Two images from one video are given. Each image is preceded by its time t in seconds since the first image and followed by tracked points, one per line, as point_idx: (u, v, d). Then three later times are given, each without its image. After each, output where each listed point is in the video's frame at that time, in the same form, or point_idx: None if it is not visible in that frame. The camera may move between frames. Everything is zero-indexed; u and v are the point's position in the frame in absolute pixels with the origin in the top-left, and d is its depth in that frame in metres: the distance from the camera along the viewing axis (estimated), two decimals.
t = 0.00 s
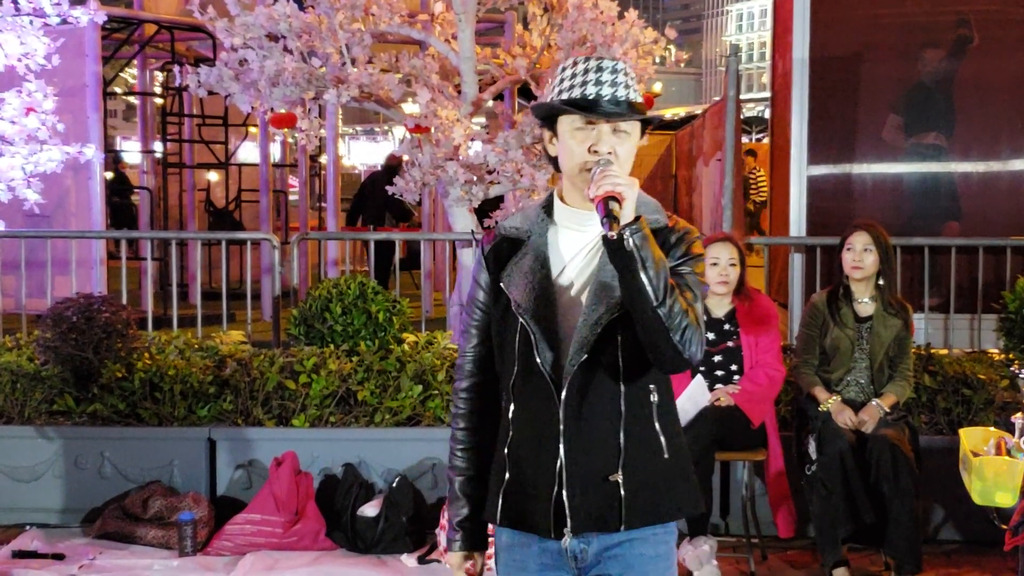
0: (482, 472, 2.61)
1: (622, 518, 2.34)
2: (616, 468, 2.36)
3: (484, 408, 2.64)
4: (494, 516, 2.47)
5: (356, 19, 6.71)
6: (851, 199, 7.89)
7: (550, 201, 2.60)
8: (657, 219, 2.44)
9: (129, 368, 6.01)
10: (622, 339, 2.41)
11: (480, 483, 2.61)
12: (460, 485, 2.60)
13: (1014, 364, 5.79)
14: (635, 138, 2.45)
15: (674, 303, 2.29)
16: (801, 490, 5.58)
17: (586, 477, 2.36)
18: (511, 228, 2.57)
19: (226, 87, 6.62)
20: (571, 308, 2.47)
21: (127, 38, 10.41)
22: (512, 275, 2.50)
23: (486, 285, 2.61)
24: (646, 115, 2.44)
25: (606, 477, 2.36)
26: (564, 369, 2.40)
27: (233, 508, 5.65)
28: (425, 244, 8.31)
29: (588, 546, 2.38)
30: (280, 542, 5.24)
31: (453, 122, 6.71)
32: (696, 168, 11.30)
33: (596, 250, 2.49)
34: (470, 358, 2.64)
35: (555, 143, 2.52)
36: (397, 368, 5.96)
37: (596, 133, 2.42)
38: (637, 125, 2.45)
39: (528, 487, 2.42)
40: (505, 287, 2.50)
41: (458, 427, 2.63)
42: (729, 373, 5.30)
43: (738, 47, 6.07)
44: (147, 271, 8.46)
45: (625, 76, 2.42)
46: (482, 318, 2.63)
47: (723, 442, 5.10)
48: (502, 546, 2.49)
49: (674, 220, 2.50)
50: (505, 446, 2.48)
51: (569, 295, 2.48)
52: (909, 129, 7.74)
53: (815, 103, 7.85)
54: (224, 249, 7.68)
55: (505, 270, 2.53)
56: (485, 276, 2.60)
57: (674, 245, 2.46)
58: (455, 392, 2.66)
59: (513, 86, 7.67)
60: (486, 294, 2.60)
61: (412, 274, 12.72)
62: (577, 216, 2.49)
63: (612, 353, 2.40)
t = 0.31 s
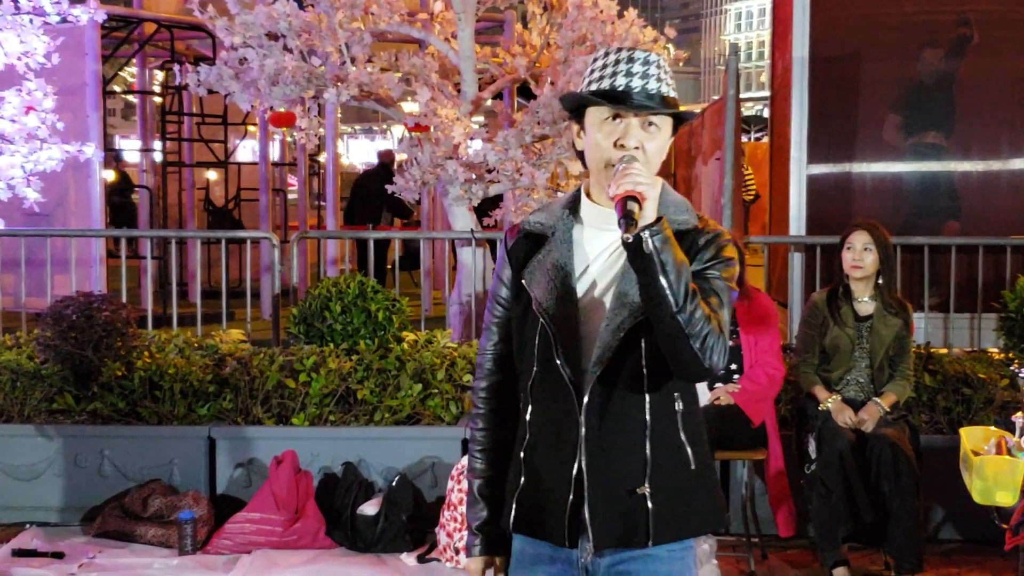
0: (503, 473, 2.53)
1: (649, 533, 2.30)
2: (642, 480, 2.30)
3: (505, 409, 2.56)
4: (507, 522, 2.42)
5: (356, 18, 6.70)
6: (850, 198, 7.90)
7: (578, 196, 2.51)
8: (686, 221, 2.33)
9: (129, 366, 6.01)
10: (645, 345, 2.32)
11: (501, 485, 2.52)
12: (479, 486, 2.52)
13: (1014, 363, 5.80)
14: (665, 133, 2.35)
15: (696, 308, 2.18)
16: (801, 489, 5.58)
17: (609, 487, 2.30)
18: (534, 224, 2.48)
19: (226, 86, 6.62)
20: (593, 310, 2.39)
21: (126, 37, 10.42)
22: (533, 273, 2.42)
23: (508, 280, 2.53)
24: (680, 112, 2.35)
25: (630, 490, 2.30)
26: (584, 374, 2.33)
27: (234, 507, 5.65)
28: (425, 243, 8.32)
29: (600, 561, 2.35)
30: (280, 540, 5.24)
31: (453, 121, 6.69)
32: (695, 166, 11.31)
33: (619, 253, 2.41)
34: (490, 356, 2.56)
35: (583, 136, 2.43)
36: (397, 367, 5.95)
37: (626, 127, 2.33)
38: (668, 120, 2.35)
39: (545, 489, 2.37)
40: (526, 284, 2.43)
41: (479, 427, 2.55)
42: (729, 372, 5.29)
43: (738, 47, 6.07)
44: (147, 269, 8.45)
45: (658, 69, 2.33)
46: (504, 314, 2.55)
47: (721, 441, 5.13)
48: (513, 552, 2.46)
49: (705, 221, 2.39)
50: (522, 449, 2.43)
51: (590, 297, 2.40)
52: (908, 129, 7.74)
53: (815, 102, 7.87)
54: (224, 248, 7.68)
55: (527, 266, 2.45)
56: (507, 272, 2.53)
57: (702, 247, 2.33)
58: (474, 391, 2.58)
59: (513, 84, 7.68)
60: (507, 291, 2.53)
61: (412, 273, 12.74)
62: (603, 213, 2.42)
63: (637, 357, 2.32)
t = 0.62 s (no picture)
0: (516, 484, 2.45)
1: (672, 548, 2.20)
2: (665, 493, 2.21)
3: (518, 418, 2.48)
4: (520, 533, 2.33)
5: (357, 18, 6.70)
6: (850, 198, 7.90)
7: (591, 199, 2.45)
8: (705, 221, 2.27)
9: (129, 366, 6.01)
10: (665, 351, 2.23)
11: (513, 495, 2.45)
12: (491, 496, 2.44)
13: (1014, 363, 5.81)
14: (681, 130, 2.29)
15: (720, 310, 2.06)
16: (802, 490, 5.58)
17: (631, 502, 2.20)
18: (547, 226, 2.42)
19: (226, 86, 6.63)
20: (611, 315, 2.32)
21: (127, 38, 10.44)
22: (548, 276, 2.35)
23: (521, 285, 2.46)
24: (697, 108, 2.28)
25: (653, 504, 2.21)
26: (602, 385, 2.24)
27: (234, 507, 5.66)
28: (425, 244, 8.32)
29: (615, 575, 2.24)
30: (280, 541, 5.24)
31: (454, 121, 6.68)
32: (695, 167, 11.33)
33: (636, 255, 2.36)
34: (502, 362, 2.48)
35: (596, 136, 2.36)
36: (397, 367, 5.95)
37: (643, 124, 2.25)
38: (685, 115, 2.29)
39: (558, 495, 2.28)
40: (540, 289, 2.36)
41: (490, 437, 2.47)
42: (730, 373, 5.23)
43: (738, 47, 6.07)
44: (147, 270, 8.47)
45: (673, 63, 2.26)
46: (517, 319, 2.48)
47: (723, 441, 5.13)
48: (524, 565, 2.37)
49: (725, 222, 2.32)
50: (536, 459, 2.34)
51: (607, 302, 2.34)
52: (909, 129, 7.75)
53: (814, 103, 7.88)
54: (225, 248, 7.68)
55: (541, 270, 2.38)
56: (520, 276, 2.46)
57: (722, 248, 2.26)
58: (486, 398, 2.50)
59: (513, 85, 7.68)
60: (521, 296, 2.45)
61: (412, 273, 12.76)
62: (619, 215, 2.36)
63: (655, 363, 2.23)
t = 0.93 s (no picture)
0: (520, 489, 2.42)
1: (698, 565, 2.17)
2: (687, 510, 2.19)
3: (523, 421, 2.44)
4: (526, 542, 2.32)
5: (355, 20, 6.73)
6: (847, 200, 7.91)
7: (602, 205, 2.42)
8: (717, 230, 2.23)
9: (127, 368, 6.01)
10: (679, 362, 2.20)
11: (517, 500, 2.42)
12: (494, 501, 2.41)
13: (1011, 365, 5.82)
14: (694, 134, 2.24)
15: (735, 323, 2.03)
16: (799, 490, 5.58)
17: (653, 519, 2.17)
18: (557, 230, 2.39)
19: (224, 88, 6.63)
20: (623, 324, 2.30)
21: (124, 39, 10.44)
22: (557, 283, 2.32)
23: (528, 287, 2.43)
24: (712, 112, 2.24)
25: (677, 522, 2.18)
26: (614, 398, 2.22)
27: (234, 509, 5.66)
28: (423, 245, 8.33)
29: None
30: (279, 542, 5.23)
31: (451, 122, 6.68)
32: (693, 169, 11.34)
33: (648, 263, 2.34)
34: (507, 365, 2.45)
35: (606, 141, 2.32)
36: (395, 369, 5.95)
37: (655, 127, 2.21)
38: (698, 118, 2.25)
39: (565, 505, 2.26)
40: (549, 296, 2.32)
41: (494, 441, 2.43)
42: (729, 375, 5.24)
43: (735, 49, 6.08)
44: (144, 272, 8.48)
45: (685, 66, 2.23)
46: (523, 322, 2.44)
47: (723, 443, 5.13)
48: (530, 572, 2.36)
49: (738, 230, 2.28)
50: (545, 467, 2.32)
51: (619, 311, 2.32)
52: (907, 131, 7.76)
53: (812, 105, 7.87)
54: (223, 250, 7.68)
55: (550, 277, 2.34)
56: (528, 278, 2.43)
57: (735, 257, 2.22)
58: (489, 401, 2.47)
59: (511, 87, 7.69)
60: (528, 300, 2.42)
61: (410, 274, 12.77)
62: (630, 222, 2.33)
63: (670, 376, 2.20)
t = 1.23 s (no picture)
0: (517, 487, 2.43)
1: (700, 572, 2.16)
2: (689, 517, 2.18)
3: (521, 420, 2.45)
4: (523, 543, 2.32)
5: (352, 20, 6.71)
6: (844, 200, 7.91)
7: (601, 207, 2.41)
8: (717, 236, 2.22)
9: (124, 368, 6.01)
10: (678, 367, 2.20)
11: (514, 499, 2.42)
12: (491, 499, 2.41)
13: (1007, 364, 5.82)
14: (694, 139, 2.24)
15: (732, 327, 2.03)
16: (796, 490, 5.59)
17: (653, 526, 2.17)
18: (556, 231, 2.39)
19: (221, 88, 6.63)
20: (623, 327, 2.30)
21: (121, 40, 10.43)
22: (556, 285, 2.32)
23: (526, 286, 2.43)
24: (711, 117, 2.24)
25: (678, 528, 2.18)
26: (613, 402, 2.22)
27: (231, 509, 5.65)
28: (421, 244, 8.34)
29: None
30: (275, 543, 5.23)
31: (449, 123, 6.67)
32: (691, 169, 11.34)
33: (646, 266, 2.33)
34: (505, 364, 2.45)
35: (607, 144, 2.32)
36: (392, 369, 5.95)
37: (653, 132, 2.21)
38: (698, 123, 2.25)
39: (562, 508, 2.26)
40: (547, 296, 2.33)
41: (491, 440, 2.43)
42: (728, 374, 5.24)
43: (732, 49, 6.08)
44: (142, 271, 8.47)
45: (686, 68, 2.22)
46: (521, 322, 2.45)
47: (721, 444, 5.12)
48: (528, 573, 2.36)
49: (738, 235, 2.28)
50: (544, 470, 2.32)
51: (619, 313, 2.31)
52: (904, 131, 7.76)
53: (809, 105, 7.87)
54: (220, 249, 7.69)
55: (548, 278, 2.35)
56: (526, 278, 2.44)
57: (734, 262, 2.22)
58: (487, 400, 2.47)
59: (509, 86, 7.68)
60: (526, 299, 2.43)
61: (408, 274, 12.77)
62: (629, 225, 2.33)
63: (670, 381, 2.20)
